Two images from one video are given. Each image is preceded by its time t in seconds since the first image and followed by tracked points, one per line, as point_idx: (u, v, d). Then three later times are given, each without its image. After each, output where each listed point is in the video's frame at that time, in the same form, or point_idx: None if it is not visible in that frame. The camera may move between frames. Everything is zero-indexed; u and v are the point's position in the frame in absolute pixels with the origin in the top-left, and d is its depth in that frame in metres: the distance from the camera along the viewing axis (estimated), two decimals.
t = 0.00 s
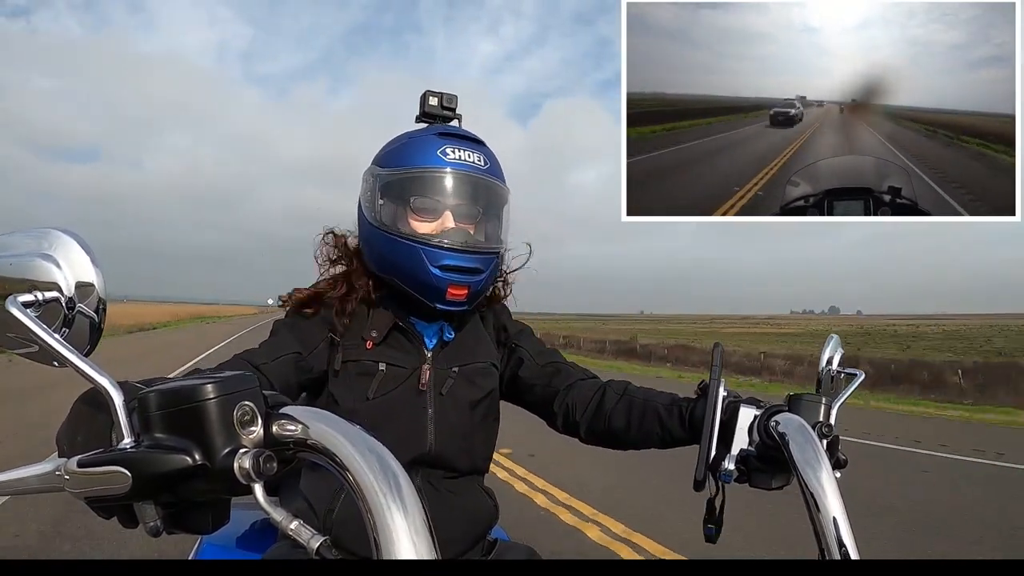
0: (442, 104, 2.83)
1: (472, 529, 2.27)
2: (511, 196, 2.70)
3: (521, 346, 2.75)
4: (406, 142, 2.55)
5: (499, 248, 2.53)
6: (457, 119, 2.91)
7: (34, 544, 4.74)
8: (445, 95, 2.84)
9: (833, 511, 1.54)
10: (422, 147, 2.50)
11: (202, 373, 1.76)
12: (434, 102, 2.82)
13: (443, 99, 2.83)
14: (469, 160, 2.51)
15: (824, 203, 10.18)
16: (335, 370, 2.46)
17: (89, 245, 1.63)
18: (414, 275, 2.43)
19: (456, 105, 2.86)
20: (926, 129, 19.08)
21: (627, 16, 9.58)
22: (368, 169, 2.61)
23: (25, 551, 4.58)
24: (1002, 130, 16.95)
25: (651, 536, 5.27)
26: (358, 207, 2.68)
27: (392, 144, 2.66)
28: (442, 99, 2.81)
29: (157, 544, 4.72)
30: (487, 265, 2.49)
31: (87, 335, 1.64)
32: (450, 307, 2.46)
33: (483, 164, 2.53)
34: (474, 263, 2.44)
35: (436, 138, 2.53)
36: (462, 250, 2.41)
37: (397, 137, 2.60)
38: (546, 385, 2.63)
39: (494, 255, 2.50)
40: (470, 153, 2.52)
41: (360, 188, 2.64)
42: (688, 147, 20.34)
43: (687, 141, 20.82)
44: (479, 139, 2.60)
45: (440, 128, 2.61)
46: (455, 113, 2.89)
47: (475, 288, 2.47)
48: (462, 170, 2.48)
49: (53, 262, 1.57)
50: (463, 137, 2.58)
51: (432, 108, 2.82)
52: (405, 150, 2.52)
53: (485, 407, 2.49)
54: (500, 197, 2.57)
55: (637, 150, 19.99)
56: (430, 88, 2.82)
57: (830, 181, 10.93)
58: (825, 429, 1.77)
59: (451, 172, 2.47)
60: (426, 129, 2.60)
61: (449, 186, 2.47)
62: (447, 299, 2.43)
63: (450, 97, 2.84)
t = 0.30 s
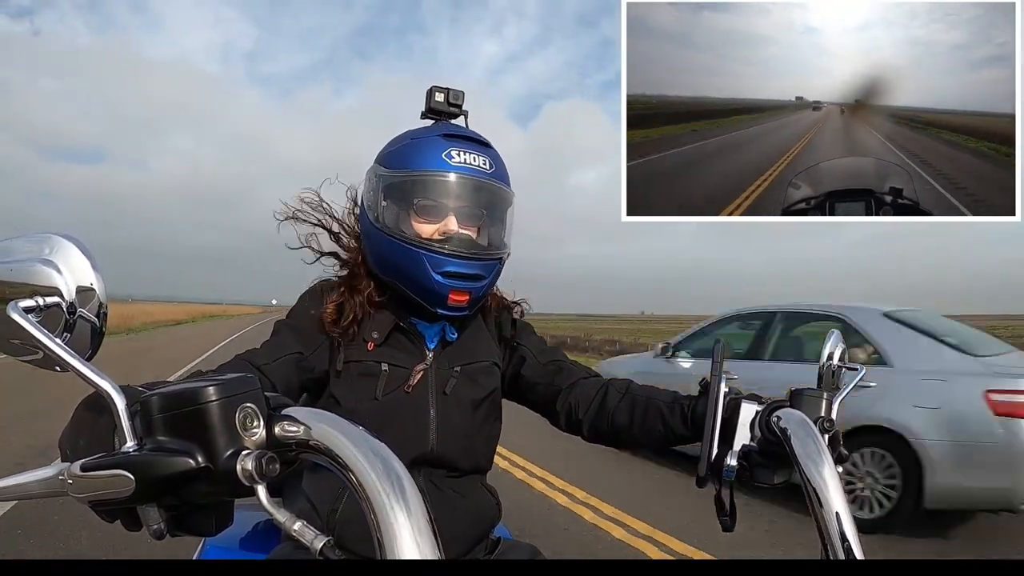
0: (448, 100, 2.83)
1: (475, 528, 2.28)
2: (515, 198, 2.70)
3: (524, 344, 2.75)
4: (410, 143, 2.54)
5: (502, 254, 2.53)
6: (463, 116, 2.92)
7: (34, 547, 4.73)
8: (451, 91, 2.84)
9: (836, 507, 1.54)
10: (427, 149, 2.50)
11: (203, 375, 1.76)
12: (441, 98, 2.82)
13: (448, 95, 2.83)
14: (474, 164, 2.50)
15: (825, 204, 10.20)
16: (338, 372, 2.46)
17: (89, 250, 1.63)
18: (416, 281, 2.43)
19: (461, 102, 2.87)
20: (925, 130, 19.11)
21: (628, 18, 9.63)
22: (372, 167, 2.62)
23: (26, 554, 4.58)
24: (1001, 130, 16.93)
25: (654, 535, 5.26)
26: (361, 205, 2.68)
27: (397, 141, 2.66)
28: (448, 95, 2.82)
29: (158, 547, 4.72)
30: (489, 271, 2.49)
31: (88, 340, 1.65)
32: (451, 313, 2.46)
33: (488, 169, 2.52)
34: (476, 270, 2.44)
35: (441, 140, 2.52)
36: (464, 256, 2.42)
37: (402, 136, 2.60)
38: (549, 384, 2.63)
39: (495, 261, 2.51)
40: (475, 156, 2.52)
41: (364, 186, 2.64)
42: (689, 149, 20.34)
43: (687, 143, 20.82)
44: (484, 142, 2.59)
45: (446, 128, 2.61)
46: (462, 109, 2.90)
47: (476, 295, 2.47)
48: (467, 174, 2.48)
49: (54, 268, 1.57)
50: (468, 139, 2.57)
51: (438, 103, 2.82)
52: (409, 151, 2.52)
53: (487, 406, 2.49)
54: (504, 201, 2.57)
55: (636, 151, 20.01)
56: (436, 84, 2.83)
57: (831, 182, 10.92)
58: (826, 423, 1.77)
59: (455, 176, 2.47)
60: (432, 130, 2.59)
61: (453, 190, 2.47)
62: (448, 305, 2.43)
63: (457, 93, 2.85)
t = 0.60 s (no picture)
0: (448, 104, 2.84)
1: (476, 528, 2.28)
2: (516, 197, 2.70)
3: (524, 347, 2.75)
4: (412, 141, 2.55)
5: (505, 249, 2.53)
6: (464, 119, 2.92)
7: (34, 547, 4.73)
8: (452, 95, 2.84)
9: (837, 504, 1.54)
10: (429, 146, 2.50)
11: (204, 374, 1.76)
12: (441, 102, 2.82)
13: (450, 100, 2.83)
14: (476, 160, 2.51)
15: (826, 205, 10.23)
16: (338, 373, 2.45)
17: (89, 248, 1.63)
18: (420, 274, 2.43)
19: (462, 105, 2.87)
20: (925, 132, 19.13)
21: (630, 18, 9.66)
22: (374, 167, 2.62)
23: (26, 553, 4.58)
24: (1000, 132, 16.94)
25: (655, 534, 5.27)
26: (363, 205, 2.68)
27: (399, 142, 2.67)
28: (449, 100, 2.82)
29: (158, 546, 4.73)
30: (492, 266, 2.49)
31: (89, 339, 1.65)
32: (455, 308, 2.46)
33: (490, 165, 2.52)
34: (480, 263, 2.44)
35: (443, 138, 2.52)
36: (467, 250, 2.42)
37: (404, 135, 2.61)
38: (549, 385, 2.63)
39: (499, 256, 2.51)
40: (477, 153, 2.52)
41: (366, 186, 2.64)
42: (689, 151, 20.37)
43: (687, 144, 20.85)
44: (486, 140, 2.60)
45: (447, 127, 2.61)
46: (462, 113, 2.90)
47: (479, 289, 2.48)
48: (469, 170, 2.48)
49: (54, 267, 1.57)
50: (470, 137, 2.58)
51: (439, 108, 2.82)
52: (412, 148, 2.52)
53: (487, 407, 2.48)
54: (506, 198, 2.57)
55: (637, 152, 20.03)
56: (437, 89, 2.82)
57: (831, 184, 10.93)
58: (827, 422, 1.77)
59: (457, 173, 2.47)
60: (434, 128, 2.60)
61: (455, 187, 2.47)
62: (452, 299, 2.43)
63: (457, 97, 2.85)
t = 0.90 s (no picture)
0: (453, 102, 2.84)
1: (476, 527, 2.28)
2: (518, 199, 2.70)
3: (525, 344, 2.75)
4: (414, 141, 2.55)
5: (505, 252, 2.53)
6: (467, 117, 2.92)
7: (34, 548, 4.73)
8: (456, 93, 2.84)
9: (838, 504, 1.54)
10: (432, 147, 2.50)
11: (204, 376, 1.76)
12: (445, 100, 2.82)
13: (453, 97, 2.83)
14: (478, 162, 2.50)
15: (826, 205, 10.25)
16: (339, 372, 2.46)
17: (89, 249, 1.63)
18: (418, 277, 2.43)
19: (466, 104, 2.87)
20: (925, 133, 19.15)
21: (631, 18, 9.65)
22: (376, 166, 2.62)
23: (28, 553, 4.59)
24: (1000, 132, 16.95)
25: (655, 533, 5.27)
26: (365, 204, 2.69)
27: (402, 140, 2.66)
28: (453, 98, 2.82)
29: (160, 547, 4.73)
30: (491, 269, 2.50)
31: (90, 340, 1.65)
32: (453, 310, 2.46)
33: (491, 167, 2.52)
34: (479, 267, 2.45)
35: (446, 139, 2.52)
36: (467, 253, 2.42)
37: (407, 135, 2.60)
38: (549, 383, 2.63)
39: (498, 260, 2.51)
40: (480, 155, 2.52)
41: (368, 185, 2.64)
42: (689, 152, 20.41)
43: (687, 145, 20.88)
44: (488, 142, 2.59)
45: (451, 128, 2.61)
46: (466, 111, 2.90)
47: (478, 292, 2.48)
48: (470, 173, 2.48)
49: (55, 268, 1.57)
50: (473, 138, 2.58)
51: (443, 106, 2.82)
52: (414, 149, 2.52)
53: (487, 407, 2.48)
54: (508, 200, 2.57)
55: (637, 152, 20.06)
56: (441, 86, 2.82)
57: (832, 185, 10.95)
58: (828, 422, 1.77)
59: (459, 174, 2.47)
60: (436, 129, 2.59)
61: (456, 189, 2.47)
62: (451, 302, 2.43)
63: (461, 95, 2.85)
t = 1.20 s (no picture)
0: (444, 99, 2.83)
1: (475, 527, 2.28)
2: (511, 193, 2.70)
3: (523, 342, 2.75)
4: (405, 139, 2.54)
5: (498, 247, 2.53)
6: (459, 114, 2.91)
7: (35, 547, 4.74)
8: (447, 90, 2.84)
9: (836, 506, 1.54)
10: (421, 144, 2.49)
11: (204, 376, 1.76)
12: (436, 97, 2.82)
13: (445, 94, 2.83)
14: (468, 157, 2.50)
15: (823, 206, 10.27)
16: (337, 370, 2.45)
17: (89, 250, 1.63)
18: (411, 275, 2.43)
19: (458, 100, 2.87)
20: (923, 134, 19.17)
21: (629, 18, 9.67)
22: (368, 166, 2.62)
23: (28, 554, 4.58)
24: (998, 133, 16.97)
25: (655, 533, 5.27)
26: (357, 204, 2.68)
27: (392, 139, 2.66)
28: (444, 95, 2.82)
29: (160, 547, 4.73)
30: (485, 265, 2.49)
31: (89, 340, 1.64)
32: (448, 307, 2.46)
33: (482, 162, 2.52)
34: (472, 264, 2.45)
35: (435, 136, 2.52)
36: (460, 250, 2.42)
37: (397, 133, 2.60)
38: (548, 380, 2.63)
39: (492, 255, 2.51)
40: (469, 151, 2.51)
41: (360, 184, 2.64)
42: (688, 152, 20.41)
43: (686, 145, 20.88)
44: (479, 137, 2.59)
45: (440, 124, 2.61)
46: (458, 108, 2.89)
47: (472, 288, 2.48)
48: (461, 168, 2.48)
49: (54, 268, 1.57)
50: (462, 134, 2.57)
51: (434, 103, 2.82)
52: (404, 147, 2.51)
53: (485, 406, 2.48)
54: (500, 195, 2.57)
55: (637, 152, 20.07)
56: (432, 84, 2.83)
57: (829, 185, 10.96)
58: (827, 423, 1.77)
59: (450, 171, 2.47)
60: (426, 126, 2.59)
61: (447, 185, 2.47)
62: (444, 299, 2.43)
63: (452, 92, 2.85)
